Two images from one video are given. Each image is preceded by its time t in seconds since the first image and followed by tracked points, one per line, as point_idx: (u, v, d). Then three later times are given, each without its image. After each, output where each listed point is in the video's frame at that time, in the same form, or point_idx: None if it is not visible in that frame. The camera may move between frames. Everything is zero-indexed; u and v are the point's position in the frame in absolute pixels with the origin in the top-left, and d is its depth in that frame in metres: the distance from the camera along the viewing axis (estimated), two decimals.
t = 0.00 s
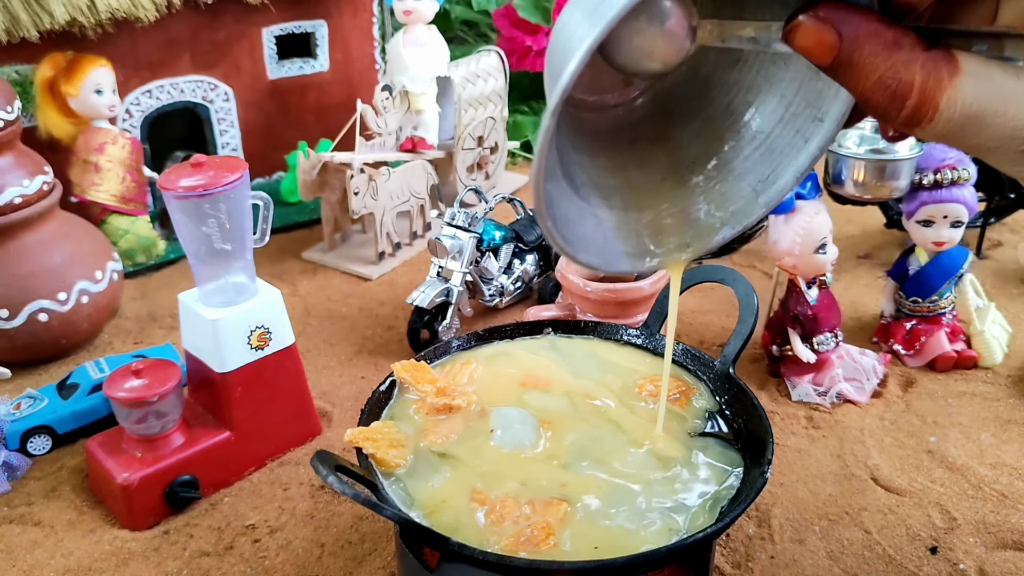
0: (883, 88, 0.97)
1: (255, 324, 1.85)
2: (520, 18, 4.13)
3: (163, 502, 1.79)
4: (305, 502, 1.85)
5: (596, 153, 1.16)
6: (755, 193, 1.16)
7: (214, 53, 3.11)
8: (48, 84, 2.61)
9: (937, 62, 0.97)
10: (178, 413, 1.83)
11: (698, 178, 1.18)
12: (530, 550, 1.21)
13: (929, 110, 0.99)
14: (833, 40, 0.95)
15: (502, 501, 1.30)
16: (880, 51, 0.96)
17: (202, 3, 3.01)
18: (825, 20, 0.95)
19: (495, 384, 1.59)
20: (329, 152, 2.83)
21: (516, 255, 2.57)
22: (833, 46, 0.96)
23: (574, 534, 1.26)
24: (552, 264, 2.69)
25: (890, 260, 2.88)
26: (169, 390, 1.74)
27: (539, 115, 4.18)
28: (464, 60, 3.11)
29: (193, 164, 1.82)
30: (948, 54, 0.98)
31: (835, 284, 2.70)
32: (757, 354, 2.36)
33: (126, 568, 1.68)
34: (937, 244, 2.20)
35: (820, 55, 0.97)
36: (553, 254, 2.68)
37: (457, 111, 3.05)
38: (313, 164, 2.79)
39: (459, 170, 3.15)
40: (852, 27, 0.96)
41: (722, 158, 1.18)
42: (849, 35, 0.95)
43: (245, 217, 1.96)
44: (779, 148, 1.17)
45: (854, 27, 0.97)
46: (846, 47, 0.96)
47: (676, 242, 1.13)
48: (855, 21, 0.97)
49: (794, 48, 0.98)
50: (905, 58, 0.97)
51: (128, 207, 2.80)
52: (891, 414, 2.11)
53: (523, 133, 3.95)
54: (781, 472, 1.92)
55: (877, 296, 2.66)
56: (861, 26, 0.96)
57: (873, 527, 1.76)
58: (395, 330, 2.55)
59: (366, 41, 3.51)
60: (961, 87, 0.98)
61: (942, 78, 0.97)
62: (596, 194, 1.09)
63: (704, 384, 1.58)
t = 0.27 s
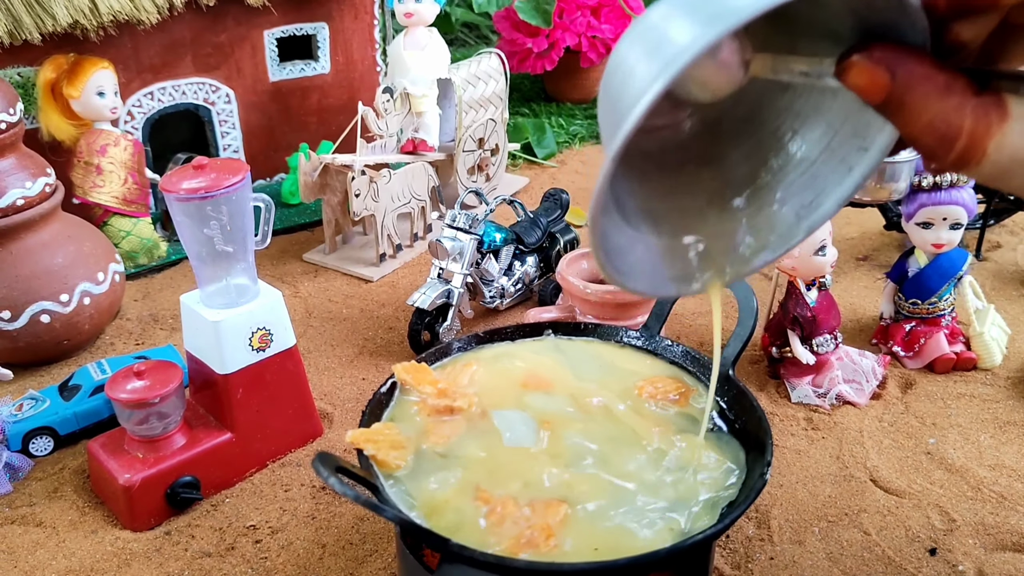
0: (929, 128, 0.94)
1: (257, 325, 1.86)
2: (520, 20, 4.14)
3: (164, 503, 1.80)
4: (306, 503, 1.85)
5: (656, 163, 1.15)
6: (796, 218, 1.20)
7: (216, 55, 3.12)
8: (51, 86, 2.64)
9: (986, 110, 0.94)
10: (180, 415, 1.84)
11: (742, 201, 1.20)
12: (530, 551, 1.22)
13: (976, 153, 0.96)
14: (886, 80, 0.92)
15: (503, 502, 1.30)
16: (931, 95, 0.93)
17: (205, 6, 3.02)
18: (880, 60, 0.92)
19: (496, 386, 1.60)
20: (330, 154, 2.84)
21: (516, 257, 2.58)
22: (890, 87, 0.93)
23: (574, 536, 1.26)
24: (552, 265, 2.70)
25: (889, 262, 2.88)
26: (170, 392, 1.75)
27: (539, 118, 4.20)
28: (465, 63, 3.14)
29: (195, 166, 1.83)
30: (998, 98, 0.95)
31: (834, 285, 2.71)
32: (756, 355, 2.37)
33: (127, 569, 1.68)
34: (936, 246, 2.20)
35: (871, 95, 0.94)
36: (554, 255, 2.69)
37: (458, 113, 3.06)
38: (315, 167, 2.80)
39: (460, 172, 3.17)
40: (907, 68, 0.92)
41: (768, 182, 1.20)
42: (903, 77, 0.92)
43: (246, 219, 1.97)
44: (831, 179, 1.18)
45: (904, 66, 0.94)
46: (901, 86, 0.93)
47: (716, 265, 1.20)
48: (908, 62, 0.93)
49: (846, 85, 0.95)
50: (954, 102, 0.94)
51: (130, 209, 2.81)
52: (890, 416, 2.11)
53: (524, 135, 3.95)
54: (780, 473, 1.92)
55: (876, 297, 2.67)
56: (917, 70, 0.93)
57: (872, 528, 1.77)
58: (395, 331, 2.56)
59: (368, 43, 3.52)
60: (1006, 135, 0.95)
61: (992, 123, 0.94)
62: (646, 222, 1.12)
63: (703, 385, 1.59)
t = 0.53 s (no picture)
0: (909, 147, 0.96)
1: (258, 325, 1.86)
2: (521, 21, 4.14)
3: (165, 503, 1.80)
4: (306, 503, 1.86)
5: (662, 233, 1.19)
6: (794, 261, 1.18)
7: (217, 56, 3.13)
8: (52, 86, 2.64)
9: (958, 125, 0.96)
10: (181, 415, 1.84)
11: (740, 248, 1.20)
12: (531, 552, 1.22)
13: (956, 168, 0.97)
14: (857, 108, 0.95)
15: (504, 503, 1.31)
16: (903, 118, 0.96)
17: (206, 7, 3.03)
18: (849, 87, 0.96)
19: (496, 386, 1.60)
20: (331, 155, 2.84)
21: (517, 258, 2.58)
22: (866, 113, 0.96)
23: (575, 536, 1.27)
24: (552, 266, 2.70)
25: (889, 263, 2.89)
26: (171, 392, 1.76)
27: (540, 118, 4.20)
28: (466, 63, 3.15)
29: (196, 167, 1.84)
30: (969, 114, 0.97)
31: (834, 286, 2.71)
32: (756, 356, 2.37)
33: (128, 569, 1.69)
34: (936, 247, 2.20)
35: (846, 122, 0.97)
36: (554, 256, 2.69)
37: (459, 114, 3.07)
38: (315, 167, 2.80)
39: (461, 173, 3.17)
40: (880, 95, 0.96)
41: (764, 230, 1.20)
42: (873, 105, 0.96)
43: (247, 220, 1.97)
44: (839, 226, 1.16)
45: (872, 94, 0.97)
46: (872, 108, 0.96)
47: (716, 305, 1.15)
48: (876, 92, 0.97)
49: (822, 116, 0.99)
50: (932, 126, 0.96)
51: (131, 210, 2.82)
52: (890, 416, 2.12)
53: (524, 135, 3.96)
54: (780, 473, 1.93)
55: (875, 298, 2.67)
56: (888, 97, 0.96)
57: (872, 529, 1.77)
58: (396, 332, 2.57)
59: (368, 44, 3.52)
60: (980, 145, 0.96)
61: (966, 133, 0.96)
62: (642, 257, 1.12)
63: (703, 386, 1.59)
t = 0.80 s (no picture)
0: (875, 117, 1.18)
1: (257, 326, 1.87)
2: (521, 22, 4.14)
3: (165, 503, 1.80)
4: (306, 503, 1.86)
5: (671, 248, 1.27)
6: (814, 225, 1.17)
7: (218, 57, 3.13)
8: (53, 87, 2.65)
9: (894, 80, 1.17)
10: (181, 415, 1.84)
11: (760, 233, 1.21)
12: (530, 553, 1.22)
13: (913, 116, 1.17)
14: (825, 125, 1.20)
15: (503, 503, 1.31)
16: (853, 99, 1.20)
17: (206, 8, 3.03)
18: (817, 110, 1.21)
19: (497, 386, 1.60)
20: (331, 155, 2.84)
21: (516, 259, 2.59)
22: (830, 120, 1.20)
23: (575, 537, 1.27)
24: (552, 267, 2.71)
25: (888, 264, 2.89)
26: (171, 392, 1.76)
27: (540, 119, 4.20)
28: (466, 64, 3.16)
29: (196, 167, 1.84)
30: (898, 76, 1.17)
31: (833, 287, 2.72)
32: (755, 357, 2.37)
33: (128, 570, 1.69)
34: (936, 248, 2.20)
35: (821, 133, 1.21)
36: (554, 257, 2.69)
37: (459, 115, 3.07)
38: (315, 168, 2.79)
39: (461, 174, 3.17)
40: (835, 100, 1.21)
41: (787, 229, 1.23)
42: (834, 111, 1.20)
43: (247, 220, 1.97)
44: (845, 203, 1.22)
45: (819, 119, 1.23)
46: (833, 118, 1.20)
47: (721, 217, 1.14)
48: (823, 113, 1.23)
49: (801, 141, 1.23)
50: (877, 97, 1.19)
51: (132, 210, 2.82)
52: (889, 417, 2.12)
53: (524, 136, 3.96)
54: (780, 473, 1.93)
55: (875, 299, 2.67)
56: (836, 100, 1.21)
57: (871, 530, 1.77)
58: (396, 332, 2.57)
59: (368, 45, 3.53)
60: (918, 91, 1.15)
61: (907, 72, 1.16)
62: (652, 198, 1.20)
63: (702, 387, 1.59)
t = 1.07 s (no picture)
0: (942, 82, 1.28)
1: (258, 330, 1.87)
2: (521, 25, 4.15)
3: (166, 507, 1.81)
4: (307, 507, 1.86)
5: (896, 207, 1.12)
6: None
7: (219, 61, 3.14)
8: (54, 91, 2.65)
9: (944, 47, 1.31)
10: (182, 419, 1.85)
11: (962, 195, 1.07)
12: (530, 558, 1.23)
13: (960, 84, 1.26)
14: None
15: (504, 507, 1.32)
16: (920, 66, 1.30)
17: (207, 12, 3.04)
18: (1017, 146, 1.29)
19: (497, 390, 1.61)
20: (332, 159, 2.85)
21: (517, 263, 2.59)
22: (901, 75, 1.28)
23: (574, 542, 1.27)
24: (553, 270, 2.71)
25: (887, 267, 2.90)
26: (173, 396, 1.77)
27: (540, 123, 4.20)
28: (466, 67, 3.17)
29: (197, 172, 1.84)
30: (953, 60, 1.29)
31: (833, 291, 2.72)
32: (755, 361, 2.38)
33: (129, 573, 1.70)
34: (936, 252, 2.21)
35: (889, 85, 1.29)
36: (554, 260, 2.70)
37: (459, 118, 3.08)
38: (316, 171, 2.79)
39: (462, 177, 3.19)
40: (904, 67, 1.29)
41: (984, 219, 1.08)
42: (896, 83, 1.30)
43: (248, 225, 1.98)
44: None
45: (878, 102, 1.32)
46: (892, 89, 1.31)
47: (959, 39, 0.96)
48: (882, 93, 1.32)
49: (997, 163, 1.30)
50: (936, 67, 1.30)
51: (133, 213, 2.83)
52: (888, 421, 2.12)
53: (524, 139, 3.96)
54: (779, 477, 1.93)
55: (874, 303, 2.68)
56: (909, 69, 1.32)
57: (870, 533, 1.78)
58: (396, 336, 2.58)
59: (369, 48, 3.53)
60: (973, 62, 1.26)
61: None
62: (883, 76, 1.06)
63: (702, 391, 1.60)
